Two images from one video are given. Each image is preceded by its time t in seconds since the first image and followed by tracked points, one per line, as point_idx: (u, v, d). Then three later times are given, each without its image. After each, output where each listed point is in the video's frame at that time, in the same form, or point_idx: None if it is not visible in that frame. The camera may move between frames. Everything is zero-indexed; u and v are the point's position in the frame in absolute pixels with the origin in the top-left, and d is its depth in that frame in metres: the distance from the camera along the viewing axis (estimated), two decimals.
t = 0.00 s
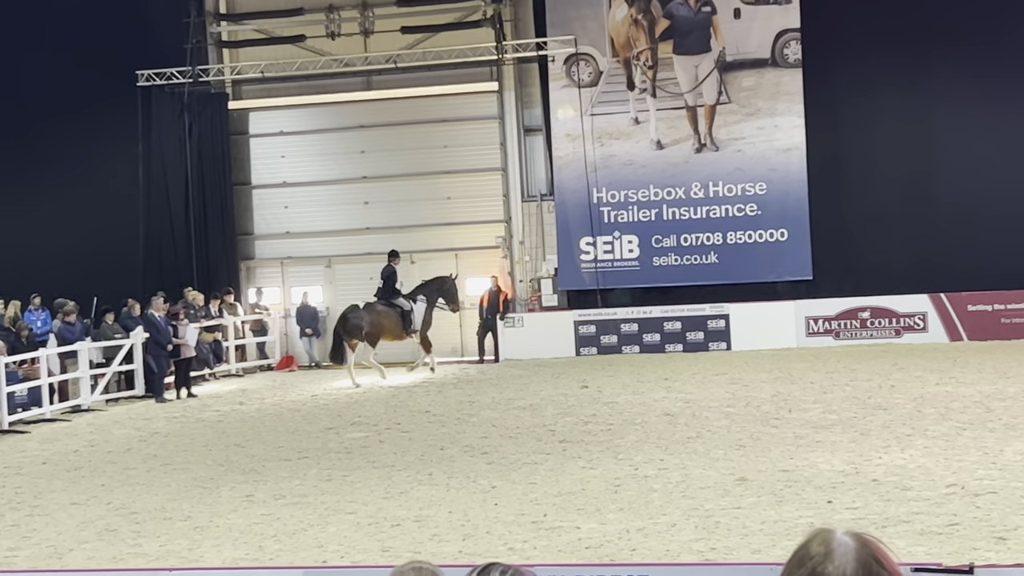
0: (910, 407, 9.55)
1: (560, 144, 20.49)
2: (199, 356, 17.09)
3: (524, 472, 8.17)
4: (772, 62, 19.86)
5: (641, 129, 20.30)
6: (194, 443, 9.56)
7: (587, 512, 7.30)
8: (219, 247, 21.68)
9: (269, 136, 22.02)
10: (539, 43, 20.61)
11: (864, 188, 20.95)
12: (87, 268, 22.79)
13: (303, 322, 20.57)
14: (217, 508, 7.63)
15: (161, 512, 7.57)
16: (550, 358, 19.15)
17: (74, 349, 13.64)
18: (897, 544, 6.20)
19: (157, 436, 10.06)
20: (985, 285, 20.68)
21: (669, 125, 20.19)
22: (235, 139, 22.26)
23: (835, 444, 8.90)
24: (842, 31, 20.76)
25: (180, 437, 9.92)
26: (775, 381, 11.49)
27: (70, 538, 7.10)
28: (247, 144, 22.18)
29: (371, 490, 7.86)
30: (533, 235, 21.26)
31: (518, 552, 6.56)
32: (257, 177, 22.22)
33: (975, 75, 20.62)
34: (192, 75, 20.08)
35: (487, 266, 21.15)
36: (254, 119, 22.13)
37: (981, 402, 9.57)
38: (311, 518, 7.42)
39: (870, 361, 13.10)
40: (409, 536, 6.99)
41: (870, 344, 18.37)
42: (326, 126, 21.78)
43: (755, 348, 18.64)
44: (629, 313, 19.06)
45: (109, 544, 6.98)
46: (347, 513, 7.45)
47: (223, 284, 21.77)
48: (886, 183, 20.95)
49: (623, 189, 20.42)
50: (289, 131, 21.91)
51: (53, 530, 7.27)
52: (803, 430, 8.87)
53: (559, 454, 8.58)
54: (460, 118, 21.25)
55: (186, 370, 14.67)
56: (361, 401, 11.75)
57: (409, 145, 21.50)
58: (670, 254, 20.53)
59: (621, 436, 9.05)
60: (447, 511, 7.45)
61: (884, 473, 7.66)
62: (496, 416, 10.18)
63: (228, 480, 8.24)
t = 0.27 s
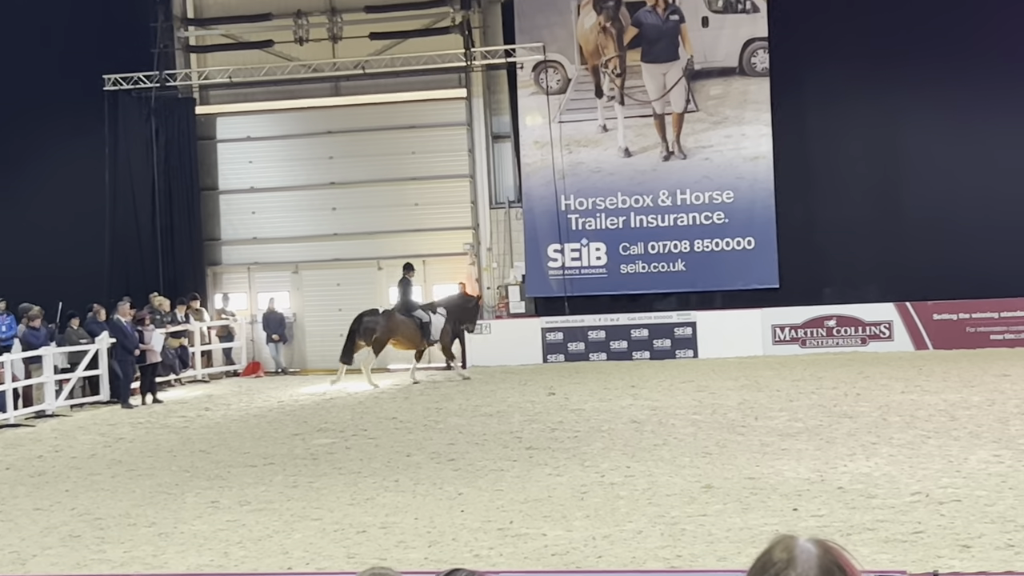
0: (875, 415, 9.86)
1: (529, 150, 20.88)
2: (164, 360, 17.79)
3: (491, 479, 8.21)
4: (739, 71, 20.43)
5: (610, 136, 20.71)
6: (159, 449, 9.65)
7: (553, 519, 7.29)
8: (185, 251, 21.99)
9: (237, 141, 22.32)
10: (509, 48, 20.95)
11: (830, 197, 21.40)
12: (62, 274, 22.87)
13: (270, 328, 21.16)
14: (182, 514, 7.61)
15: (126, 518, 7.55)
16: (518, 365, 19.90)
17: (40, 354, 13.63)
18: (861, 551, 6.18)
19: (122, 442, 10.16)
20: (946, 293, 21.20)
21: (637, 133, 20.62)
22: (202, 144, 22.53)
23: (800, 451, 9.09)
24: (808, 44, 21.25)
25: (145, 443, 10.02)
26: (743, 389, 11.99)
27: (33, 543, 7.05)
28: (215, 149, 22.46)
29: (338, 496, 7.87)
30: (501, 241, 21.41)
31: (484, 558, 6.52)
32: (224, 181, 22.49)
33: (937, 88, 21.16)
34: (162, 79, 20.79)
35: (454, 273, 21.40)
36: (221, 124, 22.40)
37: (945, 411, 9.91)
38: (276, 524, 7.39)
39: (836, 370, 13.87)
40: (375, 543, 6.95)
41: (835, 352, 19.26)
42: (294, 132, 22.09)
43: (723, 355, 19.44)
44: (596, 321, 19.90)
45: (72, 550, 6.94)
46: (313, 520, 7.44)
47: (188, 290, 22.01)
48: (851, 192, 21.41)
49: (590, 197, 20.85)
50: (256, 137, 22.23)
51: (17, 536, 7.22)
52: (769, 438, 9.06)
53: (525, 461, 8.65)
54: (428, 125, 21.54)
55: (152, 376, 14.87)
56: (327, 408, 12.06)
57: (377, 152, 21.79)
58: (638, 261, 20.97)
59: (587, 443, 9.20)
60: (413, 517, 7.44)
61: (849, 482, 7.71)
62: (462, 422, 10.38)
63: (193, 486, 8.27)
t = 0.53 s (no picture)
0: (840, 421, 10.23)
1: (497, 155, 20.90)
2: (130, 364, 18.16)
3: (458, 484, 8.26)
4: (708, 78, 20.40)
5: (577, 142, 20.74)
6: (123, 453, 9.78)
7: (520, 524, 7.26)
8: (151, 255, 22.12)
9: (204, 144, 22.72)
10: (477, 54, 21.05)
11: (798, 205, 21.51)
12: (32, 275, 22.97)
13: (238, 332, 21.61)
14: (148, 519, 7.60)
15: (91, 522, 7.54)
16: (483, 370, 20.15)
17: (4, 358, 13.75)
18: (827, 558, 6.15)
19: (87, 446, 10.29)
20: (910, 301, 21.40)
21: (605, 139, 20.65)
22: (171, 147, 22.89)
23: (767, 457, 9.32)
24: (776, 52, 21.36)
25: (109, 447, 10.16)
26: (710, 395, 12.49)
27: None
28: (182, 152, 22.83)
29: (304, 501, 7.88)
30: (468, 247, 21.87)
31: (450, 564, 6.47)
32: (192, 185, 22.87)
33: (905, 97, 21.28)
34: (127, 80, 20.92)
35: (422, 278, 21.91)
36: (188, 128, 22.79)
37: (911, 419, 10.27)
38: (242, 529, 7.36)
39: (804, 378, 14.54)
40: (341, 548, 6.90)
41: (802, 358, 19.51)
42: (263, 136, 22.45)
43: (689, 361, 19.72)
44: (563, 326, 19.96)
45: (36, 554, 6.90)
46: (279, 525, 7.41)
47: (155, 292, 22.13)
48: (819, 200, 21.52)
49: (558, 203, 20.88)
50: (223, 139, 22.63)
51: None
52: (735, 443, 9.28)
53: (492, 467, 8.74)
54: (396, 129, 21.97)
55: (118, 380, 14.87)
56: (293, 412, 12.38)
57: (345, 155, 22.21)
58: (605, 267, 21.02)
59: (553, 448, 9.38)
60: (380, 522, 7.42)
61: (815, 488, 7.74)
62: (429, 427, 10.67)
63: (158, 490, 8.30)
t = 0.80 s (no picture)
0: (805, 428, 10.47)
1: (463, 160, 21.10)
2: (95, 368, 18.43)
3: (422, 489, 8.34)
4: (674, 83, 20.69)
5: (544, 147, 21.00)
6: (88, 458, 9.98)
7: (485, 529, 7.19)
8: (116, 258, 22.58)
9: (170, 148, 23.18)
10: (445, 59, 21.32)
11: (764, 211, 21.60)
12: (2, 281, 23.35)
13: (203, 336, 22.28)
14: (112, 523, 7.60)
15: (53, 526, 7.53)
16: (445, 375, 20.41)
17: None
18: (791, 564, 6.01)
19: (51, 450, 10.50)
20: (876, 307, 21.50)
21: (572, 145, 20.92)
22: (136, 151, 23.37)
23: (731, 463, 9.54)
24: (741, 58, 21.46)
25: (74, 451, 10.37)
26: (674, 401, 12.93)
27: None
28: (148, 155, 23.32)
29: (269, 507, 7.90)
30: (435, 251, 22.29)
31: (415, 568, 6.33)
32: (158, 188, 23.37)
33: (868, 104, 21.42)
34: (94, 84, 21.24)
35: (389, 283, 22.54)
36: (155, 130, 23.28)
37: (874, 424, 10.56)
38: (206, 534, 7.31)
39: (768, 384, 15.03)
40: (305, 553, 6.79)
41: (766, 363, 19.95)
42: (232, 139, 22.98)
43: (653, 366, 20.18)
44: (529, 332, 20.34)
45: None
46: (244, 529, 7.37)
47: (118, 297, 22.67)
48: (785, 207, 21.61)
49: (524, 208, 21.13)
50: (190, 143, 23.11)
51: None
52: (699, 449, 9.49)
53: (457, 473, 8.88)
54: (363, 134, 22.58)
55: (81, 384, 15.14)
56: (259, 416, 12.69)
57: (313, 161, 22.78)
58: (572, 272, 21.18)
59: (517, 454, 9.60)
60: (344, 528, 7.37)
61: (779, 494, 7.74)
62: (394, 432, 11.02)
63: (123, 495, 8.37)
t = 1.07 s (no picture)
0: (768, 432, 10.57)
1: (428, 164, 21.22)
2: (56, 370, 18.30)
3: (385, 493, 8.35)
4: (638, 89, 20.85)
5: (509, 152, 21.12)
6: (48, 461, 9.89)
7: (448, 533, 7.20)
8: (79, 260, 22.45)
9: (134, 149, 23.04)
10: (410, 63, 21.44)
11: (727, 217, 21.79)
12: None
13: (166, 339, 22.06)
14: (73, 526, 7.54)
15: (13, 530, 7.46)
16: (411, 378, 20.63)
17: None
18: (753, 568, 6.04)
19: (10, 453, 10.40)
20: (838, 312, 21.66)
21: (537, 149, 21.03)
22: (99, 152, 23.20)
23: (694, 467, 9.62)
24: (705, 64, 21.67)
25: (34, 454, 10.27)
26: (638, 405, 13.00)
27: None
28: (111, 157, 23.14)
29: (231, 510, 7.88)
30: (399, 255, 22.24)
31: (376, 571, 6.32)
32: (121, 190, 23.17)
33: (831, 112, 21.61)
34: (57, 86, 21.61)
35: (352, 286, 22.41)
36: (117, 131, 23.12)
37: (836, 429, 10.67)
38: (167, 537, 7.27)
39: (732, 389, 15.13)
40: (266, 556, 6.77)
41: (730, 369, 20.09)
42: (196, 141, 22.88)
43: (617, 371, 20.25)
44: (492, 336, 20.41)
45: None
46: (205, 533, 7.33)
47: (81, 299, 22.51)
48: (748, 213, 21.82)
49: (489, 212, 21.20)
50: (155, 144, 22.93)
51: None
52: (663, 454, 9.56)
53: (420, 476, 8.90)
54: (328, 137, 22.49)
55: (43, 387, 15.02)
56: (221, 419, 12.61)
57: (278, 162, 22.68)
58: (536, 277, 21.28)
59: (481, 458, 9.63)
60: (307, 531, 7.36)
61: (741, 498, 7.81)
62: (358, 436, 11.00)
63: (83, 498, 8.31)
